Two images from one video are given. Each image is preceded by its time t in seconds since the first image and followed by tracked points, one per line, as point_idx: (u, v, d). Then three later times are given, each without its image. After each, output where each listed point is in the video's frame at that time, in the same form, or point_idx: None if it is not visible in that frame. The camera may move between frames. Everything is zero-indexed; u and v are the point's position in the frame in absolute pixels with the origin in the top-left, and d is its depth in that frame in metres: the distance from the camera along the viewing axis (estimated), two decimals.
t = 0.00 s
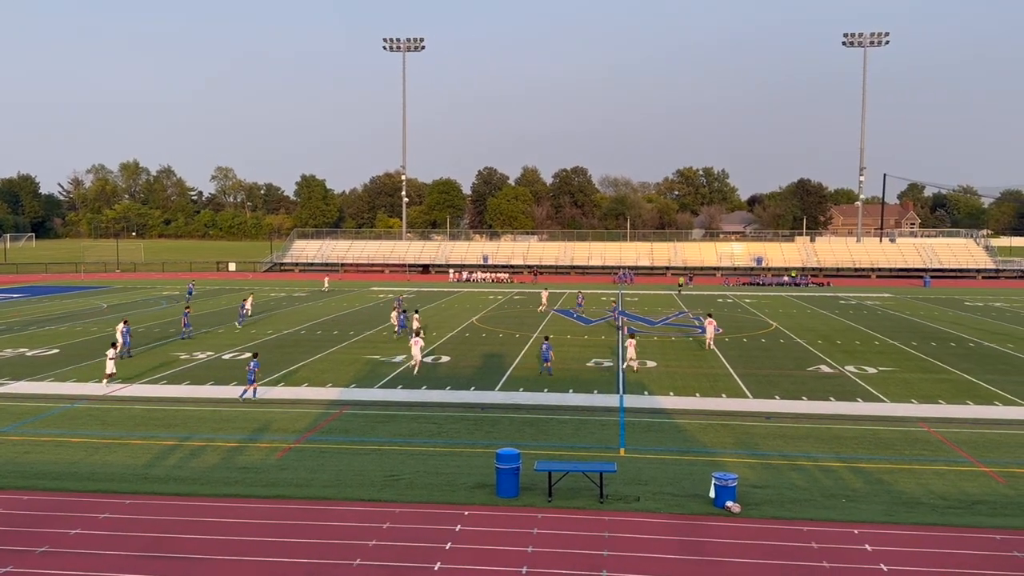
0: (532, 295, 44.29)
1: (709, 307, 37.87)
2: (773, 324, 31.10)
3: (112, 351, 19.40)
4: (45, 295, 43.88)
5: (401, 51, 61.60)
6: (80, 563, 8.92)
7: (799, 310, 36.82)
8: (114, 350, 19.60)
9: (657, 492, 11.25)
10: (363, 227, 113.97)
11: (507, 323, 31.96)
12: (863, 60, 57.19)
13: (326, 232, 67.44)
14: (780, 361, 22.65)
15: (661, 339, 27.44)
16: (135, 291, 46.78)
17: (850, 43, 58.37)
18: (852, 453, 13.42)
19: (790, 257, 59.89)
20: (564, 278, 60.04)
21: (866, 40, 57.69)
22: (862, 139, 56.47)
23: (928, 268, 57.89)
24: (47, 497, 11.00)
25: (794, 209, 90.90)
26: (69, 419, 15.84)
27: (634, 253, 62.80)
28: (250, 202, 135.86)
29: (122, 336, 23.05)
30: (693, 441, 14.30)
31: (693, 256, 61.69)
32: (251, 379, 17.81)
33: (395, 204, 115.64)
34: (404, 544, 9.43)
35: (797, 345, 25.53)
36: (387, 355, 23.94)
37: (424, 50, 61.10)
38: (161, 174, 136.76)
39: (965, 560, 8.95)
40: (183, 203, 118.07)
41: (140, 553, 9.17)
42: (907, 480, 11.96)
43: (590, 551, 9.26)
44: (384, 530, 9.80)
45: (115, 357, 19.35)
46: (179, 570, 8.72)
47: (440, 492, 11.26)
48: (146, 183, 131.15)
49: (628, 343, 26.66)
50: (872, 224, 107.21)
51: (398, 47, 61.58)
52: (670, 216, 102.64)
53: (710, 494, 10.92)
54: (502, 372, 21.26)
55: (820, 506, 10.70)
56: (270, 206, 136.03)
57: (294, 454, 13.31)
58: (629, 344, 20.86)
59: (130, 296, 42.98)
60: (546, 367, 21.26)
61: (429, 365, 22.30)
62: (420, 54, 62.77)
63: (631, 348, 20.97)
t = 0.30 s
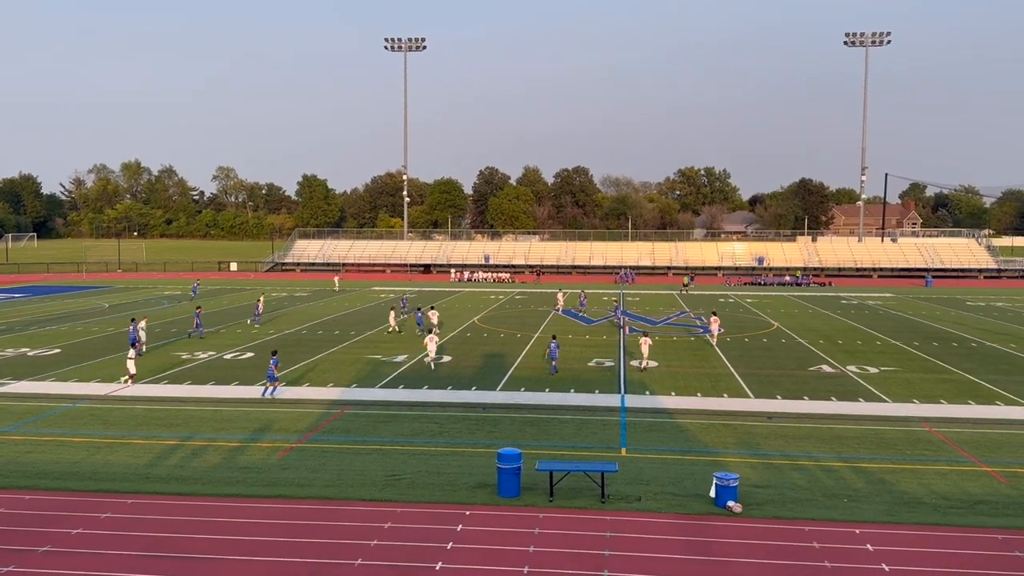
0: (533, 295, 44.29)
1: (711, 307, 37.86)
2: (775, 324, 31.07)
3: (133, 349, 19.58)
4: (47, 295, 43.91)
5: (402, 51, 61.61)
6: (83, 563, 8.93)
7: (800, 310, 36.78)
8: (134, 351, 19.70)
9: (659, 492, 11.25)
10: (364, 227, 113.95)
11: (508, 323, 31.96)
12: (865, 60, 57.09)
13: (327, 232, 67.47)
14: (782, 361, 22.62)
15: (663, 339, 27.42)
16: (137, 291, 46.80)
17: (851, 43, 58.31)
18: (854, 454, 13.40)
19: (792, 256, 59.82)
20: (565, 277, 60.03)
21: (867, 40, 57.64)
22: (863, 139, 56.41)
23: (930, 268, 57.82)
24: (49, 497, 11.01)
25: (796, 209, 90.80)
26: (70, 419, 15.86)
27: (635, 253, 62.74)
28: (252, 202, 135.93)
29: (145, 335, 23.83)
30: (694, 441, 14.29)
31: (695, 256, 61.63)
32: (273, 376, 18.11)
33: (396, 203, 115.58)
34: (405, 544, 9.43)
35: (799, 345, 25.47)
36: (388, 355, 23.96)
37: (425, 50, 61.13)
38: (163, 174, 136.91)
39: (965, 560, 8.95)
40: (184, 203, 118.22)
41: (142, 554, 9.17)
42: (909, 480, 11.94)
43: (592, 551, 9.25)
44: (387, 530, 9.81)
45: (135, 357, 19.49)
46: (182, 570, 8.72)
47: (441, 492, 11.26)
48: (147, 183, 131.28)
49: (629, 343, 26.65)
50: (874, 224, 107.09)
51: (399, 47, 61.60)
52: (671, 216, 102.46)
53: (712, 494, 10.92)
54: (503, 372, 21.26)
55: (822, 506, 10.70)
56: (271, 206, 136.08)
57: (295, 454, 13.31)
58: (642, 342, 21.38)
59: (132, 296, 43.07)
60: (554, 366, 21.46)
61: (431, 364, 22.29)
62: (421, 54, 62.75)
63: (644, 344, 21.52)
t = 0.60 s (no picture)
0: (535, 295, 44.30)
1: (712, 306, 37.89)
2: (776, 324, 31.08)
3: (148, 348, 19.79)
4: (48, 295, 43.92)
5: (403, 52, 61.63)
6: (84, 563, 8.94)
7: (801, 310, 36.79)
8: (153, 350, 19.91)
9: (660, 492, 11.25)
10: (366, 227, 113.98)
11: (509, 323, 32.00)
12: (867, 60, 57.04)
13: (328, 233, 67.53)
14: (783, 361, 22.62)
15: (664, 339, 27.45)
16: (139, 291, 46.87)
17: (852, 43, 58.26)
18: (855, 454, 13.38)
19: (793, 256, 59.72)
20: (566, 278, 60.09)
21: (869, 40, 57.59)
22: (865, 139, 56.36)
23: (931, 268, 57.80)
24: (51, 497, 11.03)
25: (797, 209, 90.75)
26: (72, 419, 15.88)
27: (637, 253, 62.71)
28: (253, 202, 136.04)
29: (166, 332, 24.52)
30: (695, 441, 14.28)
31: (696, 256, 61.62)
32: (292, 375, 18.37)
33: (398, 204, 115.57)
34: (405, 545, 9.43)
35: (800, 346, 25.47)
36: (389, 355, 24.01)
37: (427, 50, 61.18)
38: (164, 174, 137.11)
39: (965, 560, 8.94)
40: (186, 203, 118.35)
41: (143, 554, 9.18)
42: (911, 480, 11.93)
43: (593, 552, 9.24)
44: (387, 530, 9.81)
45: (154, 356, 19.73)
46: (182, 570, 8.73)
47: (441, 492, 11.27)
48: (149, 183, 131.48)
49: (630, 342, 26.67)
50: (876, 223, 107.04)
51: (401, 48, 61.62)
52: (673, 216, 102.33)
53: (714, 494, 10.91)
54: (505, 372, 21.27)
55: (823, 506, 10.69)
56: (272, 206, 136.19)
57: (297, 454, 13.31)
58: (652, 341, 21.68)
59: (134, 296, 43.15)
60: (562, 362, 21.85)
61: (432, 364, 22.34)
62: (422, 54, 62.76)
63: (655, 345, 21.94)
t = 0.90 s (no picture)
0: (537, 295, 44.32)
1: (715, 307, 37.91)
2: (779, 324, 31.09)
3: (162, 347, 19.87)
4: (51, 296, 44.02)
5: (406, 52, 61.71)
6: (87, 563, 8.96)
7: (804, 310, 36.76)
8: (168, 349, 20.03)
9: (662, 492, 11.25)
10: (368, 228, 114.07)
11: (511, 323, 32.04)
12: (869, 60, 57.08)
13: (330, 233, 67.59)
14: (786, 361, 22.62)
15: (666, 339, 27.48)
16: (141, 292, 46.92)
17: (855, 43, 58.26)
18: (859, 454, 13.35)
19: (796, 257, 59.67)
20: (568, 278, 60.14)
21: (871, 40, 57.56)
22: (867, 140, 56.39)
23: (933, 269, 57.73)
24: (53, 497, 11.05)
25: (799, 209, 90.71)
26: (75, 419, 15.90)
27: (639, 253, 62.69)
28: (255, 203, 136.22)
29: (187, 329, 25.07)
30: (698, 441, 14.28)
31: (698, 256, 61.61)
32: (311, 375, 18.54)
33: (400, 204, 115.64)
34: (407, 545, 9.43)
35: (803, 346, 25.47)
36: (391, 355, 24.05)
37: (429, 51, 61.31)
38: (167, 174, 137.34)
39: (968, 561, 8.92)
40: (188, 204, 118.53)
41: (145, 554, 9.19)
42: (914, 481, 11.91)
43: (595, 552, 9.23)
44: (390, 531, 9.82)
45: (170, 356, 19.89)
46: (184, 570, 8.74)
47: (444, 492, 11.27)
48: (152, 184, 131.72)
49: (632, 343, 26.66)
50: (878, 224, 106.96)
51: (403, 49, 61.71)
52: (675, 216, 102.24)
53: (716, 495, 10.90)
54: (506, 373, 21.26)
55: (826, 507, 10.68)
56: (274, 207, 136.32)
57: (299, 455, 13.32)
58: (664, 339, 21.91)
59: (136, 297, 43.23)
60: (575, 360, 22.42)
61: (434, 365, 22.38)
62: (425, 55, 62.86)
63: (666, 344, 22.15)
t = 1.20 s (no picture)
0: (540, 295, 44.32)
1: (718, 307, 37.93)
2: (782, 324, 31.09)
3: (176, 347, 19.90)
4: (55, 296, 44.09)
5: (408, 52, 61.74)
6: (92, 562, 8.99)
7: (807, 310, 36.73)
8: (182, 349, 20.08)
9: (665, 493, 11.25)
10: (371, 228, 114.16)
11: (514, 323, 32.04)
12: (872, 60, 56.98)
13: (333, 233, 67.67)
14: (789, 362, 22.59)
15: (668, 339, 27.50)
16: (144, 292, 47.00)
17: (858, 43, 58.16)
18: (861, 455, 13.33)
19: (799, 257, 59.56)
20: (571, 278, 60.14)
21: (874, 40, 57.48)
22: (870, 140, 56.30)
23: (937, 269, 57.60)
24: (57, 497, 11.08)
25: (803, 209, 90.58)
26: (78, 420, 15.95)
27: (642, 253, 62.63)
28: (258, 203, 136.39)
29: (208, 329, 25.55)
30: (701, 442, 14.26)
31: (701, 256, 61.56)
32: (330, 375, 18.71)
33: (402, 205, 115.68)
34: (410, 545, 9.43)
35: (806, 346, 25.46)
36: (394, 355, 24.06)
37: (432, 51, 61.35)
38: (170, 175, 137.61)
39: (971, 561, 8.91)
40: (191, 204, 118.71)
41: (149, 554, 9.21)
42: (917, 481, 11.89)
43: (598, 553, 9.22)
44: (392, 530, 9.83)
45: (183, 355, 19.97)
46: (187, 571, 8.75)
47: (446, 492, 11.27)
48: (155, 184, 131.99)
49: (635, 343, 26.66)
50: (881, 224, 106.77)
51: (406, 49, 61.77)
52: (678, 216, 102.17)
53: (718, 495, 10.89)
54: (509, 373, 21.27)
55: (830, 507, 10.66)
56: (278, 206, 136.41)
57: (302, 455, 13.35)
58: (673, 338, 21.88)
59: (139, 297, 43.32)
60: (580, 360, 22.42)
61: (437, 365, 22.41)
62: (427, 55, 62.90)
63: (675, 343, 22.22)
